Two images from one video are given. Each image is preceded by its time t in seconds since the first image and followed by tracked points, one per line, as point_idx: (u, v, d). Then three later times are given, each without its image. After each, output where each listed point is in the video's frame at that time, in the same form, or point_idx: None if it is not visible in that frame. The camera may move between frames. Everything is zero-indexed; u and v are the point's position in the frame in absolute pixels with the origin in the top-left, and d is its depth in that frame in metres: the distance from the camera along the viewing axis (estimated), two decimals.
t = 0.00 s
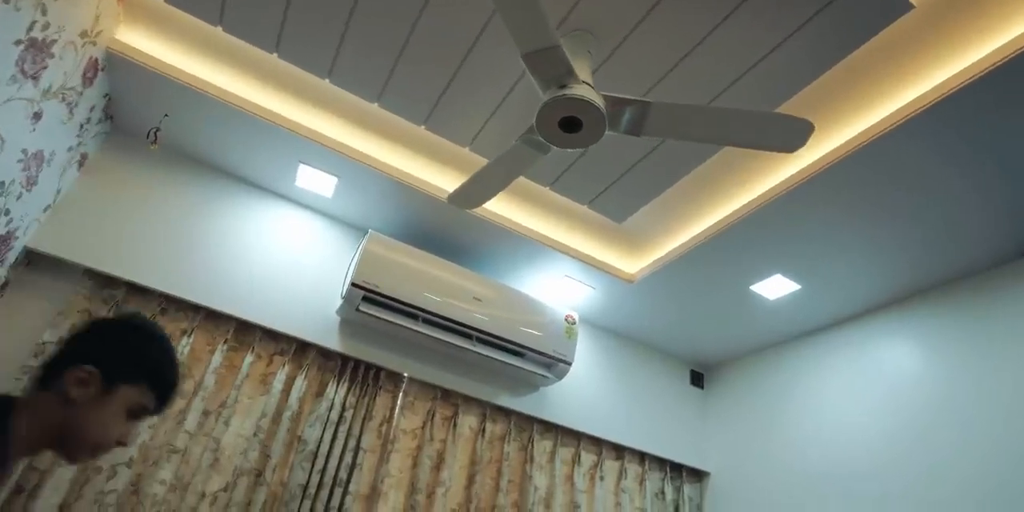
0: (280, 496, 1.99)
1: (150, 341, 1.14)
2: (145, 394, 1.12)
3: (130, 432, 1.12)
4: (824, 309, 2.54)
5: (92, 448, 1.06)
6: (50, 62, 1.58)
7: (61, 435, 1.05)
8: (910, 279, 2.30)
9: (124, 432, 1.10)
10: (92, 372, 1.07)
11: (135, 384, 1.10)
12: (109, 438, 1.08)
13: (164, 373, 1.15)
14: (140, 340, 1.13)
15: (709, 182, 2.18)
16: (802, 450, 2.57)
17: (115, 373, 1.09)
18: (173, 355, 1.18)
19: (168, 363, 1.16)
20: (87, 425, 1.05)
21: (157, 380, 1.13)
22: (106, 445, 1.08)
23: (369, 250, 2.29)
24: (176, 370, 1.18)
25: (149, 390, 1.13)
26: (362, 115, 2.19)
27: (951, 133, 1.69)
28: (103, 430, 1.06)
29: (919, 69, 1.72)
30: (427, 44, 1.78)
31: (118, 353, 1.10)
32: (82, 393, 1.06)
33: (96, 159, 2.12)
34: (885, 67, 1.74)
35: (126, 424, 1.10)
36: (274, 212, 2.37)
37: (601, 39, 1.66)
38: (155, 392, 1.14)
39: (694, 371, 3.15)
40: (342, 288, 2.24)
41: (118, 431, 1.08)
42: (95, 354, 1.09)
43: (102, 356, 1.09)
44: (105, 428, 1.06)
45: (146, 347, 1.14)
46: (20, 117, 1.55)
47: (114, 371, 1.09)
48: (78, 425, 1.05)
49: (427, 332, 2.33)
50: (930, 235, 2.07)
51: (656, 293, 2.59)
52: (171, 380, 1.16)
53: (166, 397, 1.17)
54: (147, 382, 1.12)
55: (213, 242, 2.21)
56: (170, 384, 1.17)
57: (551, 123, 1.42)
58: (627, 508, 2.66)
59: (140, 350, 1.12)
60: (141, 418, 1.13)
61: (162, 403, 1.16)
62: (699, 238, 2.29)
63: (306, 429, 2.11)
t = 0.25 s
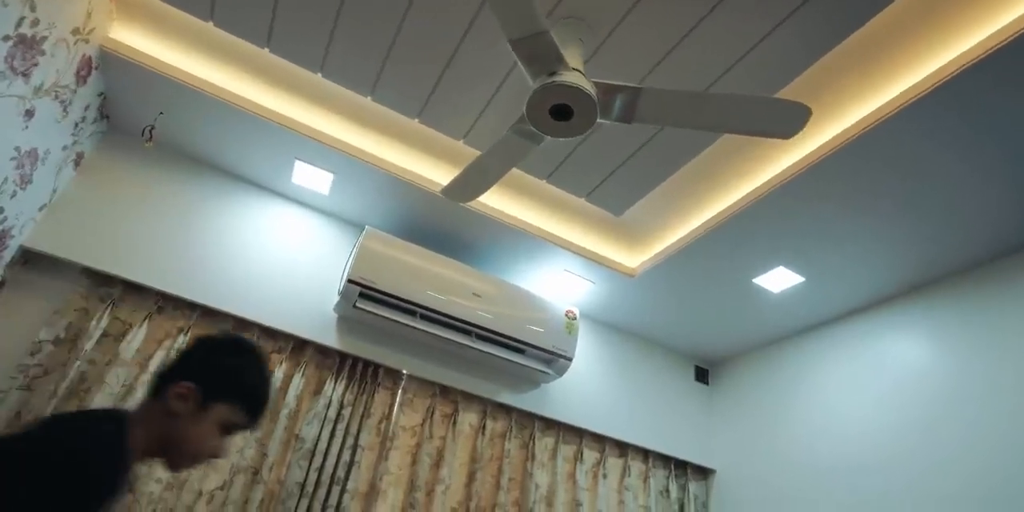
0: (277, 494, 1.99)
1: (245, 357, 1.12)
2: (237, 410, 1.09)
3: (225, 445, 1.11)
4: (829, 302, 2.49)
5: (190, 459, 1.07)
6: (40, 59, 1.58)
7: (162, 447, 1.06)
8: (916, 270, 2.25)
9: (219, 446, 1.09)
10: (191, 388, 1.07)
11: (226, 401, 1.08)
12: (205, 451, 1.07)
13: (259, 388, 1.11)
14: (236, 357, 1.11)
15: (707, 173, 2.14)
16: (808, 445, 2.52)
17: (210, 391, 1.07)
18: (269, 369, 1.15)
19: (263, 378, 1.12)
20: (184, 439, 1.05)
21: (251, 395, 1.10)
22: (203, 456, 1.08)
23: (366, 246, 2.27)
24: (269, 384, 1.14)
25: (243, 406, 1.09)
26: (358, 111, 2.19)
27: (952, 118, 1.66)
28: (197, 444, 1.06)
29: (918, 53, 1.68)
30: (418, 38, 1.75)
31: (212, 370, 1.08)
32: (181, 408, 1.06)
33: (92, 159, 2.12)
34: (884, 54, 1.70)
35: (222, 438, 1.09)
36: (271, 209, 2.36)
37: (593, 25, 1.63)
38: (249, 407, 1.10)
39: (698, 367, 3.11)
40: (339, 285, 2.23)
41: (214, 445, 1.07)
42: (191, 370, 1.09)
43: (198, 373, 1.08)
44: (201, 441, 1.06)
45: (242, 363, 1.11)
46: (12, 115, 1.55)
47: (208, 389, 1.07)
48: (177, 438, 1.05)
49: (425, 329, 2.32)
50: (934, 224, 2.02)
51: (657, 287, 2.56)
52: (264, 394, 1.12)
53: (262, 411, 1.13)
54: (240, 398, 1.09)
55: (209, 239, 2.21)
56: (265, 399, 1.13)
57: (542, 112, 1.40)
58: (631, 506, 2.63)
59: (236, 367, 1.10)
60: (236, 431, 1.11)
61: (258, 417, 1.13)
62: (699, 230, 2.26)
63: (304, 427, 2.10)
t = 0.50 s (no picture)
0: (272, 494, 1.98)
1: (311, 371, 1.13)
2: (311, 418, 1.10)
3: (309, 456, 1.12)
4: (831, 296, 2.45)
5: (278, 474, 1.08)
6: (29, 59, 1.58)
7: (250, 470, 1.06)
8: (919, 262, 2.21)
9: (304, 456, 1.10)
10: (259, 407, 1.09)
11: (297, 413, 1.09)
12: (290, 462, 1.08)
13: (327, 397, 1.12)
14: (303, 369, 1.13)
15: (704, 166, 2.11)
16: (813, 442, 2.48)
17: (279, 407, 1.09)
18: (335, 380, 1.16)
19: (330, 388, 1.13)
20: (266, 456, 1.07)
21: (322, 403, 1.11)
22: (291, 471, 1.09)
23: (361, 244, 2.26)
24: (335, 390, 1.15)
25: (316, 415, 1.10)
26: (354, 110, 2.18)
27: (951, 105, 1.62)
28: (279, 458, 1.07)
29: (916, 40, 1.64)
30: (407, 34, 1.73)
31: (280, 385, 1.10)
32: (258, 427, 1.08)
33: (87, 160, 2.12)
34: (882, 41, 1.67)
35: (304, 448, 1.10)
36: (268, 209, 2.36)
37: (582, 15, 1.60)
38: (321, 416, 1.11)
39: (701, 364, 3.07)
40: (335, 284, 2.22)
41: (296, 455, 1.08)
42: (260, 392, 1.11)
43: (264, 391, 1.10)
44: (283, 453, 1.07)
45: (305, 375, 1.12)
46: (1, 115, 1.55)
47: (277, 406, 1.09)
48: (259, 455, 1.07)
49: (422, 327, 2.30)
50: (937, 215, 1.98)
51: (657, 283, 2.53)
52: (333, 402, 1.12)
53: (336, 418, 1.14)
54: (311, 406, 1.10)
55: (205, 239, 2.20)
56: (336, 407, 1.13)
57: (529, 103, 1.38)
58: (633, 505, 2.59)
59: (303, 382, 1.11)
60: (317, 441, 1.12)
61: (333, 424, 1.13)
62: (697, 224, 2.23)
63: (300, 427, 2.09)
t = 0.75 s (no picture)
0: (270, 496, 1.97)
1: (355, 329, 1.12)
2: (361, 367, 1.07)
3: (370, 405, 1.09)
4: (834, 290, 2.41)
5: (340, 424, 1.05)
6: (19, 64, 1.59)
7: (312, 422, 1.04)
8: (921, 254, 2.17)
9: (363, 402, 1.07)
10: (313, 360, 1.09)
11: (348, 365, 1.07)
12: (348, 409, 1.05)
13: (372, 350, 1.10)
14: (352, 327, 1.12)
15: (698, 159, 2.09)
16: (817, 438, 2.44)
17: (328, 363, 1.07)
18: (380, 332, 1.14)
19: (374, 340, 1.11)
20: (322, 408, 1.04)
21: (370, 356, 1.09)
22: (352, 419, 1.06)
23: (356, 245, 2.26)
24: (388, 347, 1.12)
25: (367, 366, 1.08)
26: (347, 111, 2.17)
27: (945, 91, 1.59)
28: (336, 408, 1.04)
29: (909, 26, 1.61)
30: (393, 32, 1.72)
31: (335, 343, 1.09)
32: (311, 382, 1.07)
33: (82, 165, 2.14)
34: (874, 28, 1.63)
35: (363, 397, 1.07)
36: (264, 212, 2.36)
37: (567, 10, 1.59)
38: (372, 369, 1.08)
39: (704, 362, 3.03)
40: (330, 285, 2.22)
41: (353, 401, 1.05)
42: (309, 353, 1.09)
43: (318, 345, 1.10)
44: (340, 402, 1.04)
45: (357, 331, 1.11)
46: None
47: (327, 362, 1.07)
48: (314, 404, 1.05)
49: (419, 327, 2.29)
50: (937, 205, 1.94)
51: (655, 279, 2.50)
52: (381, 356, 1.10)
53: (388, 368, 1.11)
54: (360, 356, 1.08)
55: (201, 242, 2.21)
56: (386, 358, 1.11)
57: (514, 97, 1.36)
58: (635, 505, 2.56)
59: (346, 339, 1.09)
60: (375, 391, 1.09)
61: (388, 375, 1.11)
62: (693, 219, 2.20)
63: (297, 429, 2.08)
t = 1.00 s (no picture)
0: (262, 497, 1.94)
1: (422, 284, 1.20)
2: (417, 316, 1.16)
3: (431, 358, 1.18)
4: (834, 283, 2.36)
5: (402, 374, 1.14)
6: (3, 67, 1.60)
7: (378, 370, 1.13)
8: (922, 243, 2.11)
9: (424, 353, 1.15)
10: (377, 316, 1.19)
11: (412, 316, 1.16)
12: (409, 358, 1.13)
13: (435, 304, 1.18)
14: (409, 283, 1.21)
15: (690, 151, 2.05)
16: (819, 433, 2.38)
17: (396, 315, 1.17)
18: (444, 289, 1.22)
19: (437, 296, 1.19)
20: (387, 357, 1.14)
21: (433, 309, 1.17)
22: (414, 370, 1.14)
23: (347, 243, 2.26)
24: (442, 297, 1.20)
25: (430, 318, 1.16)
26: (337, 110, 2.17)
27: (935, 73, 1.55)
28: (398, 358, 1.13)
29: (897, 7, 1.57)
30: (374, 26, 1.72)
31: (395, 296, 1.19)
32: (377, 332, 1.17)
33: (75, 169, 2.15)
34: (861, 10, 1.60)
35: (422, 349, 1.15)
36: (257, 213, 2.36)
37: None
38: (435, 321, 1.16)
39: (706, 358, 2.98)
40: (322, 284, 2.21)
41: (413, 350, 1.14)
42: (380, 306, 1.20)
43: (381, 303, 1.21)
44: (399, 351, 1.13)
45: (413, 285, 1.20)
46: None
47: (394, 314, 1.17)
48: (379, 354, 1.15)
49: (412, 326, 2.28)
50: (935, 191, 1.89)
51: (651, 275, 2.47)
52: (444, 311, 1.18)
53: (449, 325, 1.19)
54: (415, 307, 1.16)
55: (193, 244, 2.21)
56: (447, 314, 1.18)
57: (490, 87, 1.34)
58: (635, 504, 2.52)
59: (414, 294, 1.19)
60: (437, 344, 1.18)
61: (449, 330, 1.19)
62: (687, 212, 2.17)
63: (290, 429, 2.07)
